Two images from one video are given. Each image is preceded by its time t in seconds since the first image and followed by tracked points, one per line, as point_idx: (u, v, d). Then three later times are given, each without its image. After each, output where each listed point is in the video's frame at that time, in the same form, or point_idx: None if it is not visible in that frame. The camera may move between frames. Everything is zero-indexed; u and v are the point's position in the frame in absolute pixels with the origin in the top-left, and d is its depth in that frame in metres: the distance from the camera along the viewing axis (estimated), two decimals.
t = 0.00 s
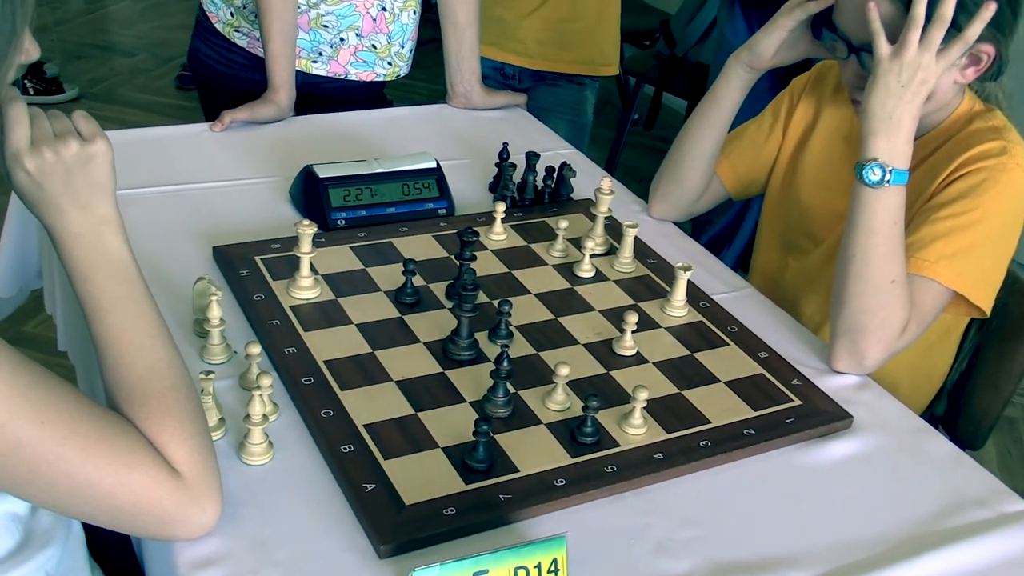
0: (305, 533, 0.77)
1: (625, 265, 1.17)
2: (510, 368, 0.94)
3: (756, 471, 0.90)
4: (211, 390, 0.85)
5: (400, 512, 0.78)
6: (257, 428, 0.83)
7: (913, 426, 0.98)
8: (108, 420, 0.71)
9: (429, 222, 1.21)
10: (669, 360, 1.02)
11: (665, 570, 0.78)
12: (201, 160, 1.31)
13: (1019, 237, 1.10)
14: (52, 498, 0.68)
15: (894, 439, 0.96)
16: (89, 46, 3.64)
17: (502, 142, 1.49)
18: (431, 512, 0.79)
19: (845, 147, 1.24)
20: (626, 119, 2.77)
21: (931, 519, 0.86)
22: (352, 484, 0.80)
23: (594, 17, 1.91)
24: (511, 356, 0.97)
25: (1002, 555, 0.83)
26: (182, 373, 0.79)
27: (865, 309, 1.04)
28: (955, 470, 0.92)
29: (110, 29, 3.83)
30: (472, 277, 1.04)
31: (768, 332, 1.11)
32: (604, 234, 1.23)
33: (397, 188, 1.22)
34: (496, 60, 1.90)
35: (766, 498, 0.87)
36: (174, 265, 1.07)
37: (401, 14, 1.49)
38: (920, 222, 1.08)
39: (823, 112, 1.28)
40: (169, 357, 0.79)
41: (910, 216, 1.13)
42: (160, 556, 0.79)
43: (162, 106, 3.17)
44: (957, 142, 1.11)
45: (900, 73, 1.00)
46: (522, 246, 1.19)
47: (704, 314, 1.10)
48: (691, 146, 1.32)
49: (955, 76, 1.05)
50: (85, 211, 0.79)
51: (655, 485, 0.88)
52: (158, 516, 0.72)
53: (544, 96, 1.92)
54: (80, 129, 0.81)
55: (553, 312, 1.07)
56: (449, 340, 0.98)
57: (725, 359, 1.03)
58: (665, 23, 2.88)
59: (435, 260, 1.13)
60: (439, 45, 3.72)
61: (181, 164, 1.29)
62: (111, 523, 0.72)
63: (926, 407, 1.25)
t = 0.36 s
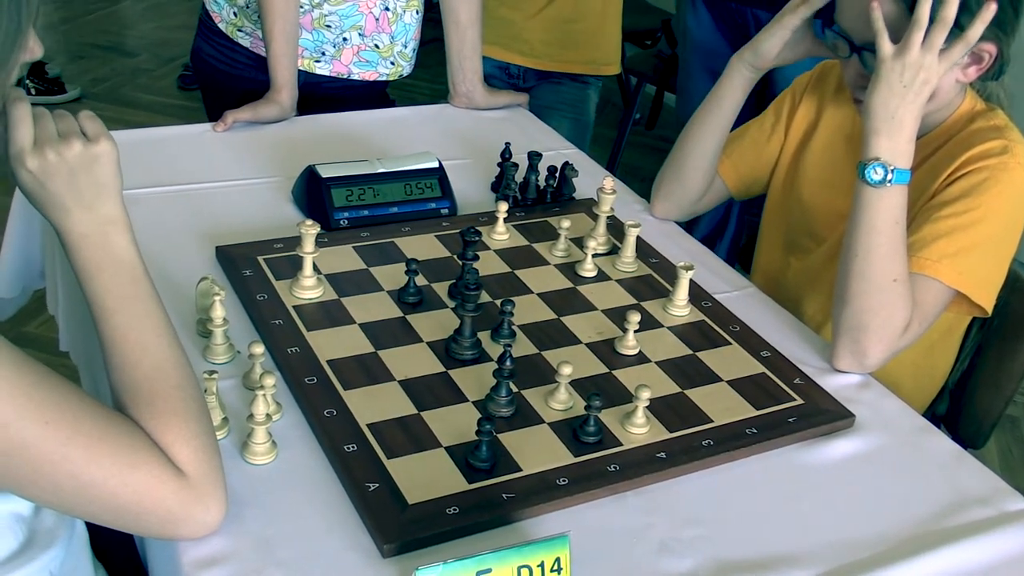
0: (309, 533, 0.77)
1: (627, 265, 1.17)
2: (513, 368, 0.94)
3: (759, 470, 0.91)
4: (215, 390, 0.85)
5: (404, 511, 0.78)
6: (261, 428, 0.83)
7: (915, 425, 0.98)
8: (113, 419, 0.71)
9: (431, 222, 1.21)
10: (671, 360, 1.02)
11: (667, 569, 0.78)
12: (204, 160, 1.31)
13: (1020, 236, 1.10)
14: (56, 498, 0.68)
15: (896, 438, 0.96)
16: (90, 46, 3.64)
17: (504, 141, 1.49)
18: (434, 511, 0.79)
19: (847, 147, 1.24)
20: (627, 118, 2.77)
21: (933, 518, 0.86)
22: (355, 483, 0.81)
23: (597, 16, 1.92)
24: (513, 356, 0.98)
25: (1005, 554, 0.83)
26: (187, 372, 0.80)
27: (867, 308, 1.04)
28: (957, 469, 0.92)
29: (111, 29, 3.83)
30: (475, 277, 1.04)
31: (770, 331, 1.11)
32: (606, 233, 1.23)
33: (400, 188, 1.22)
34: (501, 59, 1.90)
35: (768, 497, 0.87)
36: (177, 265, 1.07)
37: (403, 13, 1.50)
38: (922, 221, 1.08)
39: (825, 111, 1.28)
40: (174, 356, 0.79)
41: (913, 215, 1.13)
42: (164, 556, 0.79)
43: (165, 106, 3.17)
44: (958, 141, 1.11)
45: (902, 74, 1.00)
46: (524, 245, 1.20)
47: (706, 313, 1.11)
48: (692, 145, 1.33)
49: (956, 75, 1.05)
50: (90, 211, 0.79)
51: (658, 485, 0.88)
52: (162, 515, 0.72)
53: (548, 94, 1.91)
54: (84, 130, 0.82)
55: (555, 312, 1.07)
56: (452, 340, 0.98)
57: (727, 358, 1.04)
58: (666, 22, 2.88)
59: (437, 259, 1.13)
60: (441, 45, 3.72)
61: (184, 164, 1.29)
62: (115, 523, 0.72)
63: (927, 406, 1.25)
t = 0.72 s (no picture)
0: (311, 530, 0.77)
1: (629, 265, 1.18)
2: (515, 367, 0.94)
3: (760, 470, 0.91)
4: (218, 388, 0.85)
5: (406, 509, 0.78)
6: (264, 426, 0.83)
7: (915, 425, 0.98)
8: (117, 416, 0.71)
9: (433, 221, 1.21)
10: (672, 359, 1.03)
11: (668, 568, 0.78)
12: (206, 158, 1.31)
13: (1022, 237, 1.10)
14: (60, 495, 0.68)
15: (897, 439, 0.96)
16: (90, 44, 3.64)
17: (506, 141, 1.49)
18: (436, 510, 0.79)
19: (848, 148, 1.25)
20: (627, 119, 2.77)
21: (933, 518, 0.86)
22: (358, 482, 0.81)
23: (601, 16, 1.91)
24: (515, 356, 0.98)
25: (1005, 554, 0.83)
26: (192, 370, 0.80)
27: (868, 308, 1.04)
28: (957, 470, 0.93)
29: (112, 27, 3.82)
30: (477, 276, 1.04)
31: (771, 331, 1.11)
32: (608, 233, 1.23)
33: (402, 187, 1.22)
34: (502, 60, 1.92)
35: (769, 496, 0.87)
36: (180, 263, 1.07)
37: (406, 13, 1.50)
38: (923, 222, 1.09)
39: (827, 112, 1.28)
40: (178, 354, 0.79)
41: (914, 215, 1.14)
42: (166, 553, 0.79)
43: (166, 104, 3.17)
44: (960, 143, 1.12)
45: (906, 75, 1.00)
46: (526, 245, 1.20)
47: (707, 313, 1.11)
48: (694, 145, 1.33)
49: (959, 76, 1.06)
50: (96, 208, 0.79)
51: (659, 484, 0.88)
52: (165, 513, 0.72)
53: (550, 95, 1.92)
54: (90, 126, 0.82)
55: (557, 311, 1.08)
56: (454, 339, 0.99)
57: (728, 359, 1.04)
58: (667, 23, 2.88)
59: (440, 258, 1.13)
60: (442, 44, 3.72)
61: (186, 162, 1.29)
62: (118, 520, 0.72)
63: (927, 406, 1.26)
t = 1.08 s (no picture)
0: (311, 529, 0.77)
1: (629, 267, 1.18)
2: (515, 368, 0.94)
3: (759, 472, 0.91)
4: (219, 389, 0.85)
5: (406, 510, 0.78)
6: (265, 427, 0.83)
7: (913, 428, 0.99)
8: (120, 416, 0.71)
9: (434, 222, 1.21)
10: (672, 362, 1.03)
11: (668, 570, 0.78)
12: (206, 159, 1.31)
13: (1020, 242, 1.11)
14: (63, 496, 0.68)
15: (895, 442, 0.97)
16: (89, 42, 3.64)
17: (506, 143, 1.49)
18: (436, 511, 0.79)
19: (848, 152, 1.25)
20: (627, 121, 2.78)
21: (932, 521, 0.87)
22: (359, 482, 0.80)
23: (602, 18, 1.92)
24: (515, 357, 0.98)
25: (1003, 558, 0.83)
26: (195, 371, 0.79)
27: (869, 310, 1.05)
28: (956, 473, 0.93)
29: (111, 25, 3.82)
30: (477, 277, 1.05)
31: (770, 333, 1.11)
32: (608, 235, 1.24)
33: (403, 188, 1.22)
34: (505, 60, 1.92)
35: (769, 498, 0.88)
36: (182, 263, 1.07)
37: (408, 14, 1.50)
38: (923, 226, 1.09)
39: (827, 117, 1.28)
40: (180, 355, 0.79)
41: (913, 219, 1.14)
42: (167, 553, 0.79)
43: (166, 103, 3.17)
44: (960, 147, 1.12)
45: (908, 80, 1.01)
46: (526, 246, 1.20)
47: (707, 316, 1.11)
48: (694, 148, 1.33)
49: (958, 81, 1.06)
50: (98, 210, 0.79)
51: (659, 486, 0.88)
52: (167, 514, 0.72)
53: (551, 96, 1.91)
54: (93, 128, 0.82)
55: (557, 313, 1.08)
56: (455, 340, 0.99)
57: (728, 361, 1.04)
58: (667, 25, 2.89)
59: (440, 260, 1.14)
60: (441, 46, 3.73)
61: (185, 163, 1.29)
62: (120, 520, 0.72)
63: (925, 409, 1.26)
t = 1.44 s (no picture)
0: (313, 530, 0.77)
1: (631, 270, 1.18)
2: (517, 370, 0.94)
3: (761, 475, 0.91)
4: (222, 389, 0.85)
5: (408, 512, 0.78)
6: (267, 428, 0.83)
7: (916, 433, 0.98)
8: (125, 416, 0.71)
9: (436, 224, 1.22)
10: (674, 365, 1.03)
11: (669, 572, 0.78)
12: (208, 160, 1.31)
13: None
14: (67, 496, 0.68)
15: (897, 446, 0.96)
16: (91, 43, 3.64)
17: (508, 145, 1.49)
18: (437, 513, 0.79)
19: (853, 156, 1.25)
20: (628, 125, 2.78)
21: (934, 525, 0.87)
22: (361, 484, 0.80)
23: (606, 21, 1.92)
24: (517, 359, 0.98)
25: (1005, 563, 0.83)
26: (198, 372, 0.80)
27: (873, 314, 1.05)
28: (958, 477, 0.93)
29: (112, 26, 3.83)
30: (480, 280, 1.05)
31: (771, 337, 1.11)
32: (610, 238, 1.24)
33: (405, 190, 1.22)
34: (509, 63, 1.92)
35: (772, 502, 0.87)
36: (184, 264, 1.07)
37: (411, 16, 1.50)
38: (926, 233, 1.09)
39: (836, 121, 1.29)
40: (183, 355, 0.79)
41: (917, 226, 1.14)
42: (169, 553, 0.79)
43: (167, 104, 3.17)
44: (966, 156, 1.12)
45: (917, 86, 1.01)
46: (528, 249, 1.20)
47: (709, 319, 1.11)
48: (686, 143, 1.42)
49: (966, 90, 1.08)
50: (100, 211, 0.79)
51: (661, 489, 0.88)
52: (171, 515, 0.72)
53: (554, 100, 1.93)
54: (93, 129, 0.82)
55: (559, 315, 1.08)
56: (457, 342, 0.99)
57: (730, 364, 1.04)
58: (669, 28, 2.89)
59: (442, 262, 1.14)
60: (443, 48, 3.73)
61: (187, 164, 1.29)
62: (123, 520, 0.72)
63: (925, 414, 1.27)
